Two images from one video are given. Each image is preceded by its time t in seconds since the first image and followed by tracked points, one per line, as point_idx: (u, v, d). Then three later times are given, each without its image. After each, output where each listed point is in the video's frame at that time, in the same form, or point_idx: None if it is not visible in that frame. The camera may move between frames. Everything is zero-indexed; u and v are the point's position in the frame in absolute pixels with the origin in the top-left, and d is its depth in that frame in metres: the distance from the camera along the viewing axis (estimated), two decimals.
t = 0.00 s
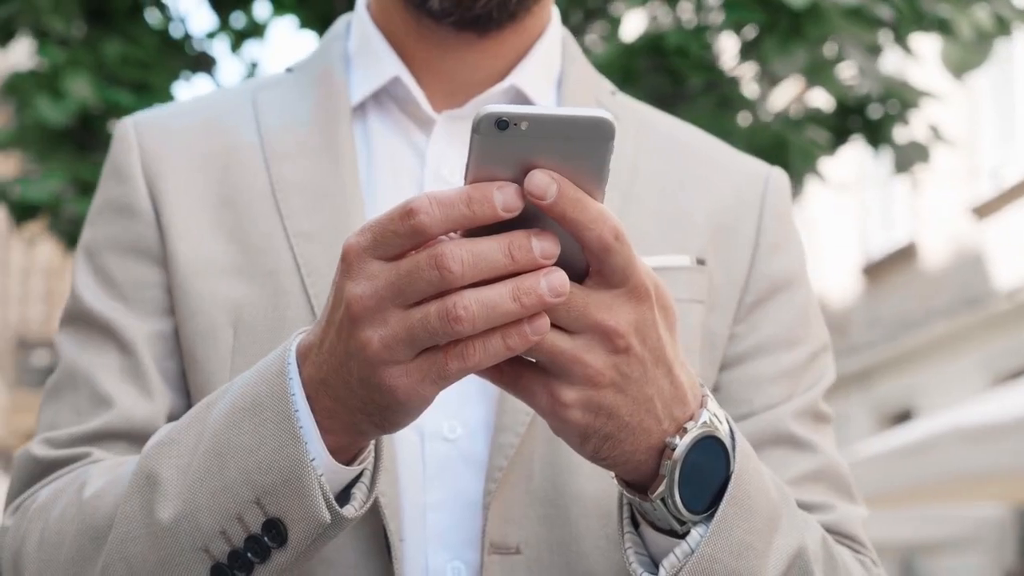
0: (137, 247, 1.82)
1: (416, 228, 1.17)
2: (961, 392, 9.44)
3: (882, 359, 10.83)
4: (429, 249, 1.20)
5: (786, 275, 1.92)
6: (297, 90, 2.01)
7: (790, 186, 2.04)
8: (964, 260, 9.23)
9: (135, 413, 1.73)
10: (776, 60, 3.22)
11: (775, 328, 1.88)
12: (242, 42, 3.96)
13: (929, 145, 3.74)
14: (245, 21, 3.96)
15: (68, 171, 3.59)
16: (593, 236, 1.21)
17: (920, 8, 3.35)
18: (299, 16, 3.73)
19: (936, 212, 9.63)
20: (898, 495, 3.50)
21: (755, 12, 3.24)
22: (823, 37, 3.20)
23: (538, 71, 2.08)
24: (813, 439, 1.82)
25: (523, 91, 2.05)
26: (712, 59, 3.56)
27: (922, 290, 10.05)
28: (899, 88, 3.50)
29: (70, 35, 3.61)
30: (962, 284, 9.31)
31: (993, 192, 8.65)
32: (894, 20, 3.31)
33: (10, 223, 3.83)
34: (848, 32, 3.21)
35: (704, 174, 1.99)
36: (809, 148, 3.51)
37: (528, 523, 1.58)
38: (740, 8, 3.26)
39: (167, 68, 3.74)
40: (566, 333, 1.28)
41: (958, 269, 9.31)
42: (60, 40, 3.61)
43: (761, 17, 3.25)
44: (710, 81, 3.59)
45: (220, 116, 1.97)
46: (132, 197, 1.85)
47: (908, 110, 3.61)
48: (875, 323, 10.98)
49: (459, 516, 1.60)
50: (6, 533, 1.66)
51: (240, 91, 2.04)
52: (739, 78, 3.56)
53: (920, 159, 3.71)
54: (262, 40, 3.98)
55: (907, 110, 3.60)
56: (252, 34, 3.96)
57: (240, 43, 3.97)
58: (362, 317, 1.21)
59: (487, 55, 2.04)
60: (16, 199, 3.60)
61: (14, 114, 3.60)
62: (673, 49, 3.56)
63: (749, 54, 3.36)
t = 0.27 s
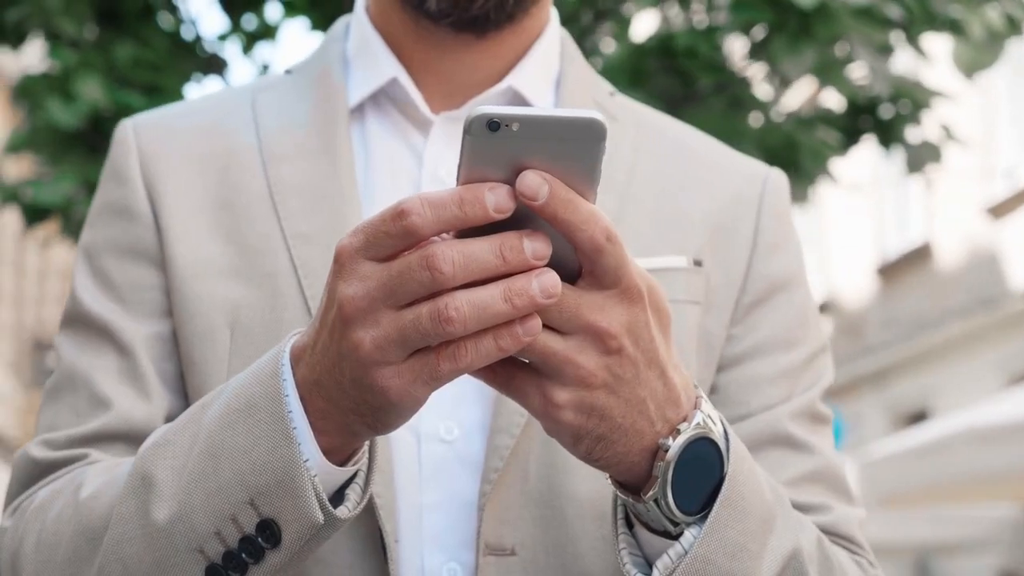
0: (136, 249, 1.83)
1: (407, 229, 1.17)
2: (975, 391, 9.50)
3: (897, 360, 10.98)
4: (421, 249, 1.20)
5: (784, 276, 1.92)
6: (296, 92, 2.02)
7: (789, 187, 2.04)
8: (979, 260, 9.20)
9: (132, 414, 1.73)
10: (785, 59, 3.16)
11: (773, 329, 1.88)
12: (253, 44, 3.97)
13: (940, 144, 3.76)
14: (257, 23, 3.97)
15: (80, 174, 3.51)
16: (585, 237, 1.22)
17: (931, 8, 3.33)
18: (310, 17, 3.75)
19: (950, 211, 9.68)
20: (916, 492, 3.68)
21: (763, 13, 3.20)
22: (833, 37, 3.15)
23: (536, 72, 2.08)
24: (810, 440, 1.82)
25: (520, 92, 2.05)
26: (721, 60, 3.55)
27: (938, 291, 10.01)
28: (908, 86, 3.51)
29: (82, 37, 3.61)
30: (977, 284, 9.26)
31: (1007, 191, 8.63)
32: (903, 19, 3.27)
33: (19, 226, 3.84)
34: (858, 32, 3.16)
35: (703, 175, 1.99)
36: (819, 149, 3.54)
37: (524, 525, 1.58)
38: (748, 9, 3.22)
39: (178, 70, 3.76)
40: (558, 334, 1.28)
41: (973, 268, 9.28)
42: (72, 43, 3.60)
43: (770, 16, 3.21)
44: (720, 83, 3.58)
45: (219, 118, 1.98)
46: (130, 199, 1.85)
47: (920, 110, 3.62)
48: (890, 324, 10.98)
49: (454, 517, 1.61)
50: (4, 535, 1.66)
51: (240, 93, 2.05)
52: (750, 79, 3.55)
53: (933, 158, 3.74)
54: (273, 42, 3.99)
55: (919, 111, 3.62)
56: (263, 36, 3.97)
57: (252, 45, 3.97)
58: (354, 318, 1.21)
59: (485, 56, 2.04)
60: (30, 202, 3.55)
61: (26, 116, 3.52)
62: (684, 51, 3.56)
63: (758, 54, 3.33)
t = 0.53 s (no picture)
0: (135, 249, 1.83)
1: (399, 230, 1.17)
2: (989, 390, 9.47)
3: (910, 358, 11.72)
4: (413, 250, 1.20)
5: (783, 276, 1.92)
6: (295, 92, 2.02)
7: (788, 186, 2.04)
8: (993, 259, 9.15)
9: (131, 414, 1.73)
10: (793, 57, 3.03)
11: (771, 328, 1.88)
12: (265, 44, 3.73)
13: (952, 142, 3.57)
14: (268, 24, 3.73)
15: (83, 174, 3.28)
16: (578, 237, 1.22)
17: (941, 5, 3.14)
18: (320, 15, 3.71)
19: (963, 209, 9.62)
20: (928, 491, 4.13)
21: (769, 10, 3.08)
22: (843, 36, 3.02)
23: (535, 71, 2.08)
24: (808, 439, 1.82)
25: (518, 91, 2.04)
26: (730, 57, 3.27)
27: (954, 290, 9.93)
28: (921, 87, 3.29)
29: (93, 37, 3.37)
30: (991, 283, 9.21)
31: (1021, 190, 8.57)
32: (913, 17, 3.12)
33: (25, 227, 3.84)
34: (867, 31, 3.02)
35: (702, 174, 1.98)
36: (830, 148, 3.30)
37: (521, 524, 1.58)
38: (757, 7, 3.10)
39: (188, 72, 3.48)
40: (552, 334, 1.28)
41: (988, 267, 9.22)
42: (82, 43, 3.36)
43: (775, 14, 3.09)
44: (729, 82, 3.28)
45: (218, 118, 1.98)
46: (129, 200, 1.86)
47: (930, 108, 3.41)
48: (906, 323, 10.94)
49: (451, 517, 1.61)
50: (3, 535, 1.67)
51: (239, 92, 2.05)
52: (761, 77, 3.30)
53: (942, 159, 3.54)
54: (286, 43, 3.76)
55: (931, 108, 3.41)
56: (275, 36, 3.74)
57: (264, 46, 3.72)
58: (347, 318, 1.21)
59: (483, 55, 2.04)
60: (38, 204, 3.28)
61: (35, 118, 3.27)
62: (692, 49, 3.25)
63: (767, 54, 3.22)
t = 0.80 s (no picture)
0: (136, 251, 1.84)
1: (395, 231, 1.18)
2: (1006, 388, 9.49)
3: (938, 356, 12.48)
4: (409, 252, 1.20)
5: (785, 276, 1.92)
6: (296, 93, 2.02)
7: (790, 187, 2.04)
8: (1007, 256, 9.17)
9: (132, 416, 1.73)
10: (806, 56, 3.21)
11: (773, 329, 1.87)
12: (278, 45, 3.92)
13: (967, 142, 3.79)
14: (281, 24, 3.91)
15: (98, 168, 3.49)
16: (574, 239, 1.22)
17: (955, 6, 3.34)
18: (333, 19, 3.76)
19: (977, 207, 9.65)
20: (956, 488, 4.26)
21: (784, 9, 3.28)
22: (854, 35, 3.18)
23: (536, 72, 2.08)
24: (811, 440, 1.81)
25: (518, 93, 2.05)
26: (743, 58, 3.57)
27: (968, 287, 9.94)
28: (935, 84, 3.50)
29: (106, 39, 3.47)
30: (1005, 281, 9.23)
31: None
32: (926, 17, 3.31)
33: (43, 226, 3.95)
34: (881, 31, 3.18)
35: (704, 174, 1.98)
36: (844, 147, 3.55)
37: (521, 526, 1.58)
38: (770, 7, 3.31)
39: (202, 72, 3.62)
40: (549, 336, 1.29)
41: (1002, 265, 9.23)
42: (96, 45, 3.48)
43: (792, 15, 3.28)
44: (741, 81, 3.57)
45: (220, 120, 1.98)
46: (131, 201, 1.86)
47: (945, 108, 3.66)
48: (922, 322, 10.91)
49: (451, 518, 1.61)
50: (5, 537, 1.67)
51: (241, 94, 2.05)
52: (776, 78, 3.58)
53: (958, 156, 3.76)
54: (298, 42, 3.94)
55: (945, 108, 3.65)
56: (288, 37, 3.94)
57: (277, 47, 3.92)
58: (344, 320, 1.22)
59: (483, 56, 2.05)
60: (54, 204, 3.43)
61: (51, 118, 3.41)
62: (705, 49, 3.55)
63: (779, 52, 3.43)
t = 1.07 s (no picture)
0: (141, 256, 1.84)
1: (396, 235, 1.18)
2: None
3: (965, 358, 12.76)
4: (410, 255, 1.20)
5: (789, 279, 1.92)
6: (301, 97, 2.03)
7: (795, 189, 2.04)
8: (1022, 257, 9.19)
9: (137, 420, 1.74)
10: (820, 57, 3.33)
11: (777, 331, 1.87)
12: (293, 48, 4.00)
13: (982, 142, 3.90)
14: (296, 27, 4.00)
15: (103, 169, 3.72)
16: (575, 242, 1.22)
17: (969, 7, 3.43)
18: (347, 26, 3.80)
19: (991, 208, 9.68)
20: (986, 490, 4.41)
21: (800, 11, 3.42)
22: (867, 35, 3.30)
23: (540, 75, 2.08)
24: (816, 443, 1.80)
25: (522, 96, 2.05)
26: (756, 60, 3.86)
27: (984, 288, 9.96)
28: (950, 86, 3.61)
29: (120, 43, 3.78)
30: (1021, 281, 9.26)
31: None
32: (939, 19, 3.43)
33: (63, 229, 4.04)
34: (894, 31, 3.30)
35: (708, 176, 1.98)
36: (858, 148, 3.78)
37: (524, 529, 1.58)
38: (785, 9, 3.45)
39: (214, 73, 3.89)
40: (550, 339, 1.29)
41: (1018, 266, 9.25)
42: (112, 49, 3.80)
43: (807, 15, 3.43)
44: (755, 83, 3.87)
45: (224, 124, 1.99)
46: (136, 206, 1.87)
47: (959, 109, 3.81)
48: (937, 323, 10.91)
49: (455, 520, 1.61)
50: (11, 540, 1.68)
51: (246, 98, 2.06)
52: (790, 80, 3.84)
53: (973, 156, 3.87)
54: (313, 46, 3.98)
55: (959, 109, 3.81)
56: (302, 40, 3.99)
57: (292, 49, 4.00)
58: (345, 323, 1.22)
59: (487, 59, 2.05)
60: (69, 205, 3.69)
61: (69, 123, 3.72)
62: (718, 51, 3.87)
63: (792, 53, 3.62)
